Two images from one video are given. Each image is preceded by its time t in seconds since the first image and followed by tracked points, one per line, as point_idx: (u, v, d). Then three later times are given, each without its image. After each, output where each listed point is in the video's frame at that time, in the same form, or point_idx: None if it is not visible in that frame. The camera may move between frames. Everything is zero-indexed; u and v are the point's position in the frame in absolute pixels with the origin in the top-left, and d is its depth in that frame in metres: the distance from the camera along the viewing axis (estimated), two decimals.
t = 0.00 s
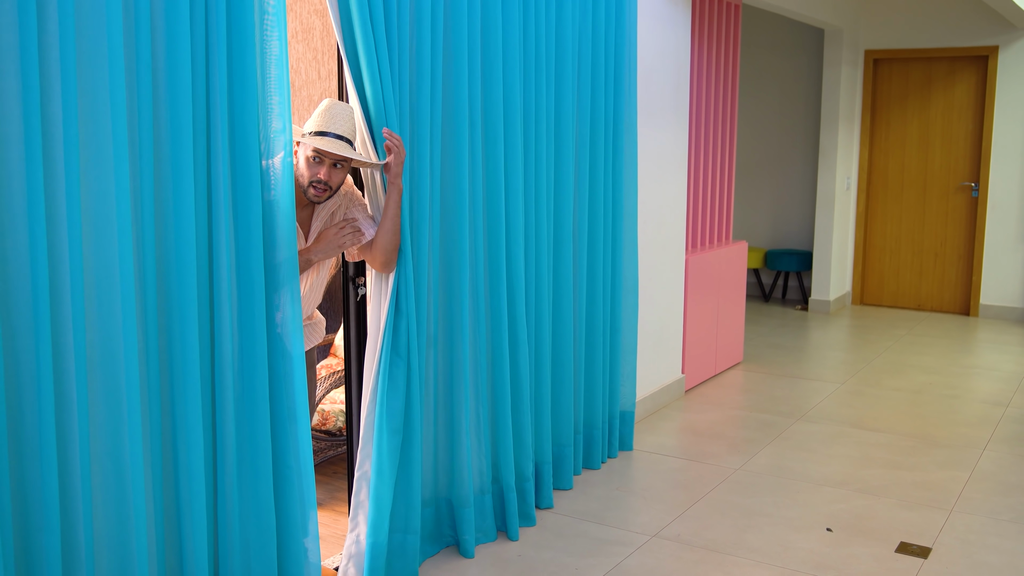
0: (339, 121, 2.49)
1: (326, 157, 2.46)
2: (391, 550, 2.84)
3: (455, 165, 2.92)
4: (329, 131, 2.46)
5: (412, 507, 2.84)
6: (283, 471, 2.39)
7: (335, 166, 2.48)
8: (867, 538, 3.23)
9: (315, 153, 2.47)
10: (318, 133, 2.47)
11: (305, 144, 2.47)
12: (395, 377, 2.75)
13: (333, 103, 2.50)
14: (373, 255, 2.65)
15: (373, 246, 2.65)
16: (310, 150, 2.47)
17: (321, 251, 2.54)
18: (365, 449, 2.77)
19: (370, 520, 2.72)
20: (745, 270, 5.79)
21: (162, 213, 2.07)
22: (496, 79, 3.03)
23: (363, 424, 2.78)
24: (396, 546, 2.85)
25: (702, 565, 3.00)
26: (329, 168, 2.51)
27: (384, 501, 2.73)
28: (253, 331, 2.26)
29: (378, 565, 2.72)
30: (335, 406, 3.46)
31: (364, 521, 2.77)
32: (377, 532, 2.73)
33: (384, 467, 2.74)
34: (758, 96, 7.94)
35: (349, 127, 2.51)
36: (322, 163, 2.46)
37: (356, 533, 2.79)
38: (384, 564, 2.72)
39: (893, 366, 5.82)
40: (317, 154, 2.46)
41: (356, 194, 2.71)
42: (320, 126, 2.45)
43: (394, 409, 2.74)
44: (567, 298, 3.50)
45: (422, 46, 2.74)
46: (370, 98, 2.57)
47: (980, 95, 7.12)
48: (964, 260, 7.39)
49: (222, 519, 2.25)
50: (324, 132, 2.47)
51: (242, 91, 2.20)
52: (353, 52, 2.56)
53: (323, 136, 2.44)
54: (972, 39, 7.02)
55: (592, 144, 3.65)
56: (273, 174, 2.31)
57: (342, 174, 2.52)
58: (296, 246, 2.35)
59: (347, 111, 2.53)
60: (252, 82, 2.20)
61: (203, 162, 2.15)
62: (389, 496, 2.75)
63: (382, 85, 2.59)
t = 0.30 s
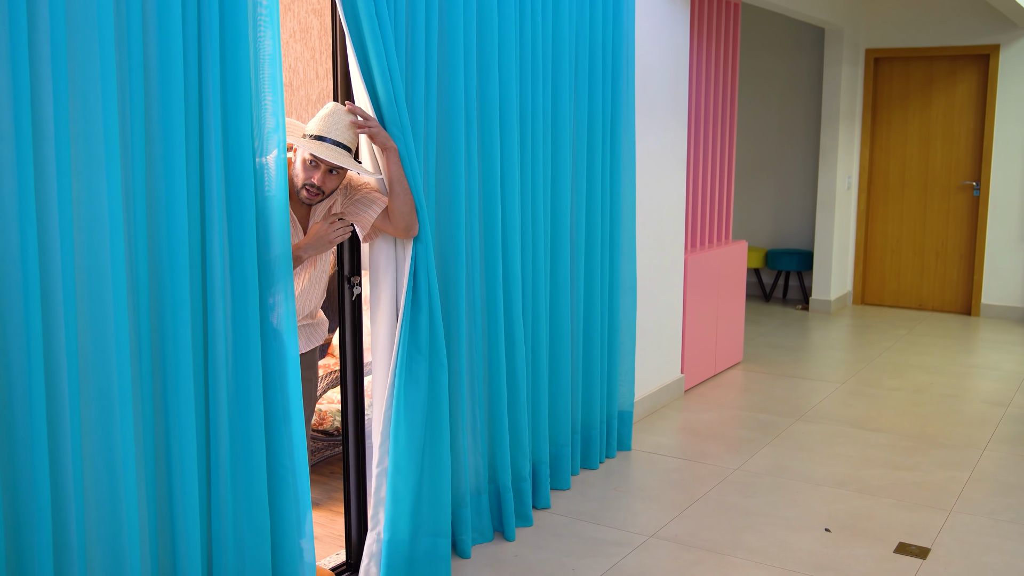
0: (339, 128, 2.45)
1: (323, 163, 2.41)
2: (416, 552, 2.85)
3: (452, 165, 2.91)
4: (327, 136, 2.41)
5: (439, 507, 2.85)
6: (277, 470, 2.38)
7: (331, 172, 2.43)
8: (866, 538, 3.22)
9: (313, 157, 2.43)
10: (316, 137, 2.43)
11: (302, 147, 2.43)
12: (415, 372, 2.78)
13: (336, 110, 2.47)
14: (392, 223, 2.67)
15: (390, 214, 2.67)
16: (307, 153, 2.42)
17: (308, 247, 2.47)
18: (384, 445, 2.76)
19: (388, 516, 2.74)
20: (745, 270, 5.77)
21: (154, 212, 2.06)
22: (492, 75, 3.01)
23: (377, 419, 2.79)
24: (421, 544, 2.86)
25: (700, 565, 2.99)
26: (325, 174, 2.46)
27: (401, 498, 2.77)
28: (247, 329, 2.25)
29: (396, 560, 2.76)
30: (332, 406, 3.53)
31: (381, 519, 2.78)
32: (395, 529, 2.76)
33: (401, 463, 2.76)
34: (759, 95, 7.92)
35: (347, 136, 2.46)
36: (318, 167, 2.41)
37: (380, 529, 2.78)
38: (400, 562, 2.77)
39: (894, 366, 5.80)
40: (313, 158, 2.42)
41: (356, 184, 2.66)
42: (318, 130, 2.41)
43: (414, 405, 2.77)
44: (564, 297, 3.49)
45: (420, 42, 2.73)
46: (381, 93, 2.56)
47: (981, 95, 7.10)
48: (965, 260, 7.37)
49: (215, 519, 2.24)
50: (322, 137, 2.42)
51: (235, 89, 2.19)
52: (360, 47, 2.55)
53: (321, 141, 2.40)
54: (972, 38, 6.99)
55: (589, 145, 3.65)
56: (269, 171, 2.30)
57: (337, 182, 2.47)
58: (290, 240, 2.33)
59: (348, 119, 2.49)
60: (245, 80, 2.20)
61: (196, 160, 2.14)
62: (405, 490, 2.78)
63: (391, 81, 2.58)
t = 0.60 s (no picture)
0: (340, 132, 2.43)
1: (323, 166, 2.40)
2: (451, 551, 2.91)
3: (449, 165, 2.90)
4: (327, 140, 2.38)
5: (464, 501, 2.90)
6: (273, 471, 2.38)
7: (332, 176, 2.41)
8: (864, 541, 3.21)
9: (313, 161, 2.42)
10: (316, 140, 2.40)
11: (303, 150, 2.41)
12: (429, 373, 2.79)
13: (336, 115, 2.45)
14: (389, 228, 2.65)
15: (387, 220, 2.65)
16: (308, 157, 2.41)
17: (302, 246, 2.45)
18: (411, 450, 2.77)
19: (422, 518, 2.78)
20: (746, 271, 5.77)
21: (150, 214, 2.07)
22: (490, 77, 3.01)
23: (384, 421, 2.79)
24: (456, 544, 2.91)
25: (697, 567, 2.98)
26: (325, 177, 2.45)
27: (432, 496, 2.79)
28: (243, 330, 2.26)
29: (437, 561, 2.81)
30: (331, 407, 3.53)
31: (415, 520, 2.81)
32: (431, 530, 2.80)
33: (429, 464, 2.78)
34: (760, 95, 7.91)
35: (347, 139, 2.43)
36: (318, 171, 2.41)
37: (395, 535, 2.83)
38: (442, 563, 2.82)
39: (896, 367, 5.79)
40: (314, 163, 2.41)
41: (355, 187, 2.63)
42: (318, 134, 2.38)
43: (431, 406, 2.79)
44: (563, 299, 3.50)
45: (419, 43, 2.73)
46: (383, 95, 2.57)
47: (983, 95, 7.07)
48: (968, 261, 7.35)
49: (211, 520, 2.25)
50: (323, 140, 2.39)
51: (231, 90, 2.19)
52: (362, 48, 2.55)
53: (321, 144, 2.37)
54: (975, 39, 6.97)
55: (588, 145, 3.66)
56: (264, 174, 2.31)
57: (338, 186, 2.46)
58: (286, 240, 2.34)
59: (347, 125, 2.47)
60: (240, 81, 2.20)
61: (192, 162, 2.14)
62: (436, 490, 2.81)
63: (393, 83, 2.59)
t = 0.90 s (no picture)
0: (347, 122, 2.46)
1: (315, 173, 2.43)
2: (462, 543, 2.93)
3: (447, 165, 2.91)
4: (337, 125, 2.43)
5: (473, 491, 2.94)
6: (271, 472, 2.39)
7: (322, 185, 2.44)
8: (863, 542, 3.20)
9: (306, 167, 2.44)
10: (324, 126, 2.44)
11: (310, 136, 2.44)
12: (433, 371, 2.80)
13: (344, 106, 2.48)
14: (385, 230, 2.66)
15: (383, 222, 2.66)
16: (303, 163, 2.45)
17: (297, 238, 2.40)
18: (418, 444, 2.78)
19: (436, 514, 2.79)
20: (748, 273, 5.76)
21: (147, 215, 2.07)
22: (489, 80, 3.02)
23: (379, 422, 2.76)
24: (468, 538, 2.94)
25: (694, 568, 2.98)
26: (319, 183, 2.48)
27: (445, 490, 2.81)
28: (240, 330, 2.26)
29: (454, 556, 2.83)
30: (330, 408, 3.53)
31: (428, 516, 2.82)
32: (445, 525, 2.81)
33: (439, 459, 2.79)
34: (763, 97, 7.90)
35: (355, 128, 2.48)
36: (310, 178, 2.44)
37: (390, 535, 2.80)
38: (459, 558, 2.84)
39: (897, 368, 5.78)
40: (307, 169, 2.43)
41: (349, 188, 2.62)
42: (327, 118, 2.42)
43: (435, 405, 2.80)
44: (562, 300, 3.50)
45: (417, 47, 2.74)
46: (377, 93, 2.57)
47: (986, 96, 7.06)
48: (971, 260, 7.34)
49: (207, 520, 2.25)
50: (331, 125, 2.43)
51: (228, 91, 2.20)
52: (356, 52, 2.56)
53: (330, 129, 2.40)
54: (978, 40, 6.96)
55: (587, 147, 3.66)
56: (262, 174, 2.31)
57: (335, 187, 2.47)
58: (283, 237, 2.34)
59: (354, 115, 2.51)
60: (237, 82, 2.20)
61: (188, 163, 2.15)
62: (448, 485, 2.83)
63: (387, 82, 2.60)
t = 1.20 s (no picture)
0: (351, 124, 2.46)
1: (317, 175, 2.48)
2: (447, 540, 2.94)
3: (446, 167, 2.92)
4: (340, 128, 2.42)
5: (459, 491, 2.96)
6: (270, 472, 2.40)
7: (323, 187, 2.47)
8: (862, 544, 3.20)
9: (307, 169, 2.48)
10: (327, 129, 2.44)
11: (313, 138, 2.44)
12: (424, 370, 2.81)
13: (348, 108, 2.48)
14: (385, 227, 2.66)
15: (383, 219, 2.66)
16: (304, 164, 2.48)
17: (305, 234, 2.41)
18: (407, 442, 2.77)
19: (423, 513, 2.79)
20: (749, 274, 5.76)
21: (145, 216, 2.08)
22: (488, 83, 3.03)
23: (368, 421, 2.75)
24: (452, 535, 2.95)
25: (693, 569, 2.98)
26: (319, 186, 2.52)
27: (433, 489, 2.82)
28: (239, 332, 2.27)
29: (438, 555, 2.82)
30: (331, 408, 3.53)
31: (415, 514, 2.81)
32: (431, 524, 2.81)
33: (428, 458, 2.80)
34: (766, 98, 7.90)
35: (358, 131, 2.48)
36: (311, 180, 2.46)
37: (377, 535, 2.78)
38: (444, 557, 2.84)
39: (900, 369, 5.77)
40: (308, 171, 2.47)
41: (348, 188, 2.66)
42: (331, 121, 2.42)
43: (425, 403, 2.81)
44: (562, 302, 3.51)
45: (415, 50, 2.75)
46: (375, 96, 2.58)
47: (990, 97, 7.04)
48: (974, 262, 7.32)
49: (206, 520, 2.27)
50: (334, 129, 2.43)
51: (226, 94, 2.22)
52: (355, 57, 2.55)
53: (332, 132, 2.40)
54: (981, 40, 6.94)
55: (587, 149, 3.66)
56: (260, 177, 2.32)
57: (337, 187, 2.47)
58: (281, 246, 2.36)
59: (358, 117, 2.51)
60: (235, 85, 2.22)
61: (186, 165, 2.16)
62: (436, 484, 2.83)
63: (385, 86, 2.61)
